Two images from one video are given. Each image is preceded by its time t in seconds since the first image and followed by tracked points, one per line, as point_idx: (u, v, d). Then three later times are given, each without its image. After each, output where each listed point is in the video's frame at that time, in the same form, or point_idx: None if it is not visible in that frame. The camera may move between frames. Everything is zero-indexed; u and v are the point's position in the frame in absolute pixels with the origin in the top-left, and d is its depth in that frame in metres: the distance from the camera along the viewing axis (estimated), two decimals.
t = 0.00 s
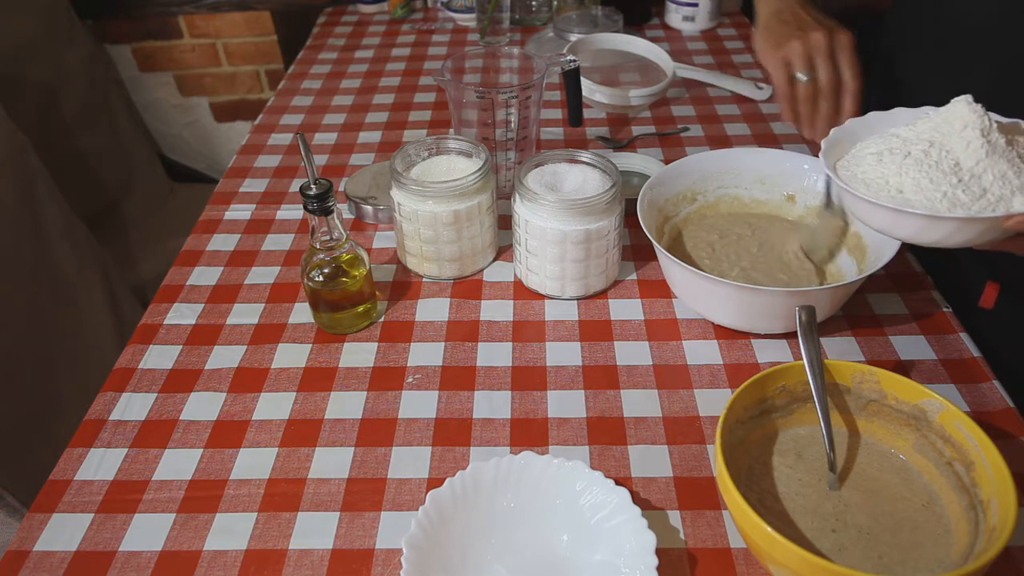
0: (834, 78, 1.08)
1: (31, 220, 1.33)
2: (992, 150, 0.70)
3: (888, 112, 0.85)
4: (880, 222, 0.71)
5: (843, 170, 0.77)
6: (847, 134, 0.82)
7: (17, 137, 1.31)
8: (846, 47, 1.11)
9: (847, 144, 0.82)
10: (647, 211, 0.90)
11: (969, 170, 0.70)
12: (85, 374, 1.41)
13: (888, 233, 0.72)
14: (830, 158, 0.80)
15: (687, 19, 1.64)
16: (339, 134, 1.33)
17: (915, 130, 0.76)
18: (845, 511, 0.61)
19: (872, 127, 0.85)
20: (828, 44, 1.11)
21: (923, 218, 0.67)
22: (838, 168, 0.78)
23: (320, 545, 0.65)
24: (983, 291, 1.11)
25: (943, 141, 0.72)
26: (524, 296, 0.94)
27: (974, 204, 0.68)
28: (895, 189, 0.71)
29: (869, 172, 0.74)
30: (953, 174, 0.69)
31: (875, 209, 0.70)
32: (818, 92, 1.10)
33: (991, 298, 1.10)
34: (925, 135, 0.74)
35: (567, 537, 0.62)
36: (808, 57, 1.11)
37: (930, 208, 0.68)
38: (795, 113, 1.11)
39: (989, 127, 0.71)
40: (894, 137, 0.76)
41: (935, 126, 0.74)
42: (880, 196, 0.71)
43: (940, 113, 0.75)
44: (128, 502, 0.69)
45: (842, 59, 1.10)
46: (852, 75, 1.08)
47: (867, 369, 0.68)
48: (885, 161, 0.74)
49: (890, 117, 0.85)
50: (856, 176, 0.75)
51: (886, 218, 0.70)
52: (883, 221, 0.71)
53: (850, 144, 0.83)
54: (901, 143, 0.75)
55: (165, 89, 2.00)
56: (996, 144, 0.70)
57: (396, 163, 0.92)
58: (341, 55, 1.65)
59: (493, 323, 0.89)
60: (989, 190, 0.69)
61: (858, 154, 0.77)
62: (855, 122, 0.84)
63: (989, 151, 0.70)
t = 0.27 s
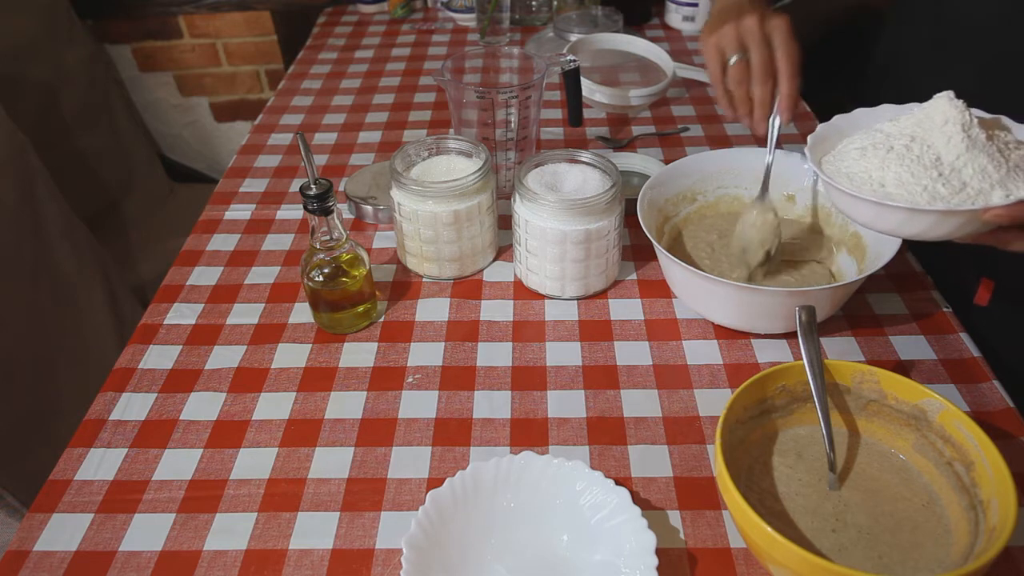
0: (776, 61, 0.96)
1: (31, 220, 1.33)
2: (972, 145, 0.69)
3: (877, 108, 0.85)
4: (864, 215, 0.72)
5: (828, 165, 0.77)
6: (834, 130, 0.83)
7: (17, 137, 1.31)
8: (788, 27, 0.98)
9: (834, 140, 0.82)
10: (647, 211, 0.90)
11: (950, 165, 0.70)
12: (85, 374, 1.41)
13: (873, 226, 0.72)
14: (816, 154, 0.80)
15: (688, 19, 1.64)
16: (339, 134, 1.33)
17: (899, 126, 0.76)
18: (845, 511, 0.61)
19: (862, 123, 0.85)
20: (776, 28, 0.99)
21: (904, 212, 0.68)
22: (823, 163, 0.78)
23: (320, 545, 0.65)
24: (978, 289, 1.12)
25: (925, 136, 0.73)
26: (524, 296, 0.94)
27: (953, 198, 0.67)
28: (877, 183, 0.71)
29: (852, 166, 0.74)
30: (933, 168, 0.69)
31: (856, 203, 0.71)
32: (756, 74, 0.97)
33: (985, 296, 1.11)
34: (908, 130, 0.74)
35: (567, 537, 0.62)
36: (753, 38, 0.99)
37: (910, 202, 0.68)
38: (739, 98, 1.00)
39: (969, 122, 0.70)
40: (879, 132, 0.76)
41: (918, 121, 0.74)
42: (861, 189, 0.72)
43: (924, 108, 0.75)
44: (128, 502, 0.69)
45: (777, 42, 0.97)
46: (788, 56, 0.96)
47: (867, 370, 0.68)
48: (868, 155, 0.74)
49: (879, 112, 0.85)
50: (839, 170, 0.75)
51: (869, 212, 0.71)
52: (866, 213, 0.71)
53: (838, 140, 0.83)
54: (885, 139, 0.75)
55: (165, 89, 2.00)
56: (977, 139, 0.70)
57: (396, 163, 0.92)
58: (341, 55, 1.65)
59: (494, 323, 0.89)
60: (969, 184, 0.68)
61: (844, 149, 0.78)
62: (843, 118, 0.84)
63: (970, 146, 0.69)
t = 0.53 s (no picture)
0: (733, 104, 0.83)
1: (31, 220, 1.33)
2: (963, 136, 0.70)
3: (873, 104, 0.85)
4: (855, 204, 0.72)
5: (821, 155, 0.78)
6: (829, 124, 0.83)
7: (17, 137, 1.31)
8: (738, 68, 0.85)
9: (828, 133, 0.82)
10: (647, 211, 0.90)
11: (940, 155, 0.70)
12: (85, 374, 1.41)
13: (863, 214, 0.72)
14: (810, 145, 0.81)
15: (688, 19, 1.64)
16: (339, 134, 1.33)
17: (892, 118, 0.76)
18: (845, 511, 0.61)
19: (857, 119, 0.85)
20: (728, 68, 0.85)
21: (894, 200, 0.68)
22: (816, 153, 0.78)
23: (320, 545, 0.65)
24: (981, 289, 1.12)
25: (916, 127, 0.73)
26: (524, 296, 0.94)
27: (943, 186, 0.67)
28: (868, 172, 0.71)
29: (844, 156, 0.75)
30: (924, 157, 0.70)
31: (848, 191, 0.71)
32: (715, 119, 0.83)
33: (991, 295, 1.10)
34: (900, 122, 0.75)
35: (567, 537, 0.62)
36: (704, 81, 0.85)
37: (900, 189, 0.68)
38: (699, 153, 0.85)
39: (960, 114, 0.71)
40: (872, 124, 0.77)
41: (910, 113, 0.74)
42: (852, 177, 0.72)
43: (916, 102, 0.75)
44: (128, 502, 0.69)
45: (728, 82, 0.84)
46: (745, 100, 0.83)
47: (867, 370, 0.68)
48: (860, 146, 0.74)
49: (875, 108, 0.85)
50: (832, 160, 0.75)
51: (860, 201, 0.71)
52: (857, 201, 0.71)
53: (832, 132, 0.83)
54: (877, 129, 0.75)
55: (165, 89, 2.00)
56: (967, 130, 0.70)
57: (396, 163, 0.92)
58: (341, 55, 1.65)
59: (494, 323, 0.89)
60: (959, 173, 0.68)
61: (838, 140, 0.78)
62: (839, 111, 0.84)
63: (960, 137, 0.70)
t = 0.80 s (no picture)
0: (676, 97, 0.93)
1: (31, 220, 1.33)
2: (963, 139, 0.70)
3: (875, 106, 0.85)
4: (856, 208, 0.72)
5: (823, 159, 0.78)
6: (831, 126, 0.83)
7: (16, 137, 1.31)
8: (680, 64, 0.96)
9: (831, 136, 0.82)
10: (647, 211, 0.90)
11: (940, 158, 0.70)
12: (85, 374, 1.41)
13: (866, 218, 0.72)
14: (812, 149, 0.81)
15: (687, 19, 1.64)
16: (338, 134, 1.33)
17: (893, 121, 0.76)
18: (845, 511, 0.61)
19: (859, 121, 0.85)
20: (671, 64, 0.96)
21: (894, 204, 0.68)
22: (819, 157, 0.79)
23: (320, 545, 0.65)
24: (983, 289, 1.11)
25: (917, 130, 0.73)
26: (524, 296, 0.94)
27: (944, 189, 0.68)
28: (869, 176, 0.72)
29: (846, 160, 0.75)
30: (925, 161, 0.70)
31: (849, 195, 0.71)
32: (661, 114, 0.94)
33: (993, 295, 1.10)
34: (901, 125, 0.75)
35: (567, 537, 0.62)
36: (650, 79, 0.96)
37: (901, 193, 0.68)
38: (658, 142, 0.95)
39: (960, 116, 0.71)
40: (873, 128, 0.77)
41: (910, 116, 0.74)
42: (854, 182, 0.72)
43: (917, 104, 0.75)
44: (128, 502, 0.69)
45: (671, 76, 0.95)
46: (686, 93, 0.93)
47: (867, 370, 0.68)
48: (862, 150, 0.74)
49: (877, 110, 0.85)
50: (834, 164, 0.75)
51: (861, 205, 0.71)
52: (859, 205, 0.72)
53: (835, 136, 0.84)
54: (878, 133, 0.75)
55: (165, 89, 2.00)
56: (967, 133, 0.70)
57: (396, 163, 0.92)
58: (341, 55, 1.65)
59: (494, 323, 0.89)
60: (959, 176, 0.68)
61: (839, 144, 0.78)
62: (841, 114, 0.84)
63: (960, 139, 0.69)
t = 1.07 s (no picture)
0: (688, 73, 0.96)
1: (31, 220, 1.33)
2: (957, 139, 0.70)
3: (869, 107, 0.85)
4: (850, 207, 0.72)
5: (817, 159, 0.78)
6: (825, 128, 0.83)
7: (17, 137, 1.31)
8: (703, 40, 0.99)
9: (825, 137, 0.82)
10: (647, 211, 0.90)
11: (935, 158, 0.70)
12: (85, 375, 1.41)
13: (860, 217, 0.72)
14: (807, 150, 0.81)
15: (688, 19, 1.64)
16: (338, 134, 1.33)
17: (887, 122, 0.76)
18: (845, 511, 0.61)
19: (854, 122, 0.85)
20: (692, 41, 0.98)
21: (889, 203, 0.68)
22: (813, 157, 0.79)
23: (320, 545, 0.65)
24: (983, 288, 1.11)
25: (911, 131, 0.73)
26: (524, 296, 0.94)
27: (938, 188, 0.68)
28: (864, 175, 0.72)
29: (840, 159, 0.75)
30: (919, 160, 0.70)
31: (843, 195, 0.71)
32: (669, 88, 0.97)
33: (993, 294, 1.10)
34: (895, 125, 0.75)
35: (567, 536, 0.62)
36: (666, 52, 1.00)
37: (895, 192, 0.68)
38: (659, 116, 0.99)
39: (954, 116, 0.71)
40: (867, 128, 0.77)
41: (904, 117, 0.75)
42: (848, 181, 0.72)
43: (911, 105, 0.75)
44: (128, 502, 0.69)
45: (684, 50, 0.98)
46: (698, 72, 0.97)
47: (867, 370, 0.68)
48: (856, 149, 0.74)
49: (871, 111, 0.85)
50: (828, 164, 0.75)
51: (855, 204, 0.71)
52: (853, 204, 0.71)
53: (829, 137, 0.84)
54: (872, 133, 0.75)
55: (165, 89, 2.00)
56: (961, 133, 0.70)
57: (396, 163, 0.92)
58: (341, 54, 1.65)
59: (494, 323, 0.89)
60: (954, 175, 0.68)
61: (833, 144, 0.78)
62: (834, 115, 0.84)
63: (954, 139, 0.70)
